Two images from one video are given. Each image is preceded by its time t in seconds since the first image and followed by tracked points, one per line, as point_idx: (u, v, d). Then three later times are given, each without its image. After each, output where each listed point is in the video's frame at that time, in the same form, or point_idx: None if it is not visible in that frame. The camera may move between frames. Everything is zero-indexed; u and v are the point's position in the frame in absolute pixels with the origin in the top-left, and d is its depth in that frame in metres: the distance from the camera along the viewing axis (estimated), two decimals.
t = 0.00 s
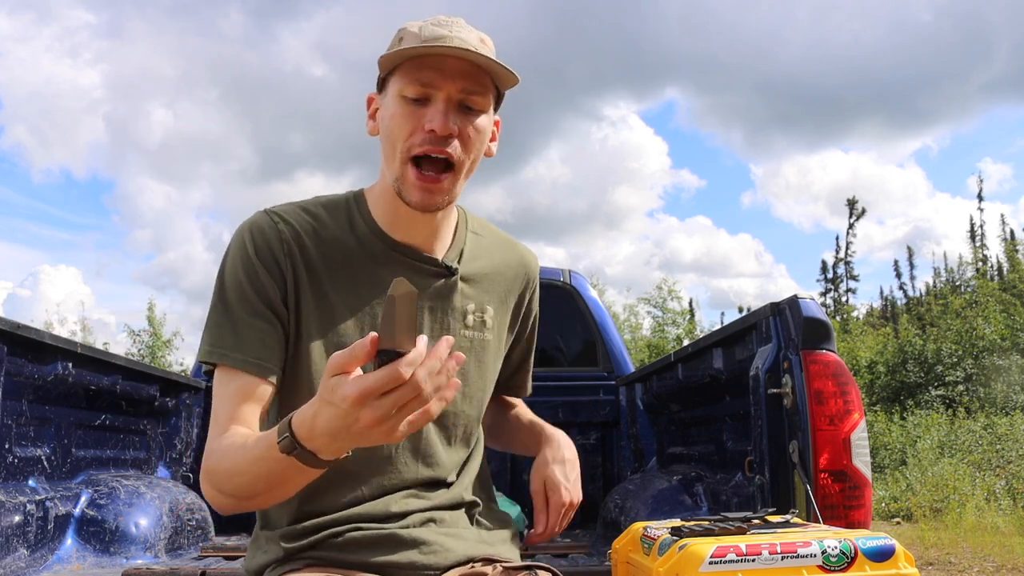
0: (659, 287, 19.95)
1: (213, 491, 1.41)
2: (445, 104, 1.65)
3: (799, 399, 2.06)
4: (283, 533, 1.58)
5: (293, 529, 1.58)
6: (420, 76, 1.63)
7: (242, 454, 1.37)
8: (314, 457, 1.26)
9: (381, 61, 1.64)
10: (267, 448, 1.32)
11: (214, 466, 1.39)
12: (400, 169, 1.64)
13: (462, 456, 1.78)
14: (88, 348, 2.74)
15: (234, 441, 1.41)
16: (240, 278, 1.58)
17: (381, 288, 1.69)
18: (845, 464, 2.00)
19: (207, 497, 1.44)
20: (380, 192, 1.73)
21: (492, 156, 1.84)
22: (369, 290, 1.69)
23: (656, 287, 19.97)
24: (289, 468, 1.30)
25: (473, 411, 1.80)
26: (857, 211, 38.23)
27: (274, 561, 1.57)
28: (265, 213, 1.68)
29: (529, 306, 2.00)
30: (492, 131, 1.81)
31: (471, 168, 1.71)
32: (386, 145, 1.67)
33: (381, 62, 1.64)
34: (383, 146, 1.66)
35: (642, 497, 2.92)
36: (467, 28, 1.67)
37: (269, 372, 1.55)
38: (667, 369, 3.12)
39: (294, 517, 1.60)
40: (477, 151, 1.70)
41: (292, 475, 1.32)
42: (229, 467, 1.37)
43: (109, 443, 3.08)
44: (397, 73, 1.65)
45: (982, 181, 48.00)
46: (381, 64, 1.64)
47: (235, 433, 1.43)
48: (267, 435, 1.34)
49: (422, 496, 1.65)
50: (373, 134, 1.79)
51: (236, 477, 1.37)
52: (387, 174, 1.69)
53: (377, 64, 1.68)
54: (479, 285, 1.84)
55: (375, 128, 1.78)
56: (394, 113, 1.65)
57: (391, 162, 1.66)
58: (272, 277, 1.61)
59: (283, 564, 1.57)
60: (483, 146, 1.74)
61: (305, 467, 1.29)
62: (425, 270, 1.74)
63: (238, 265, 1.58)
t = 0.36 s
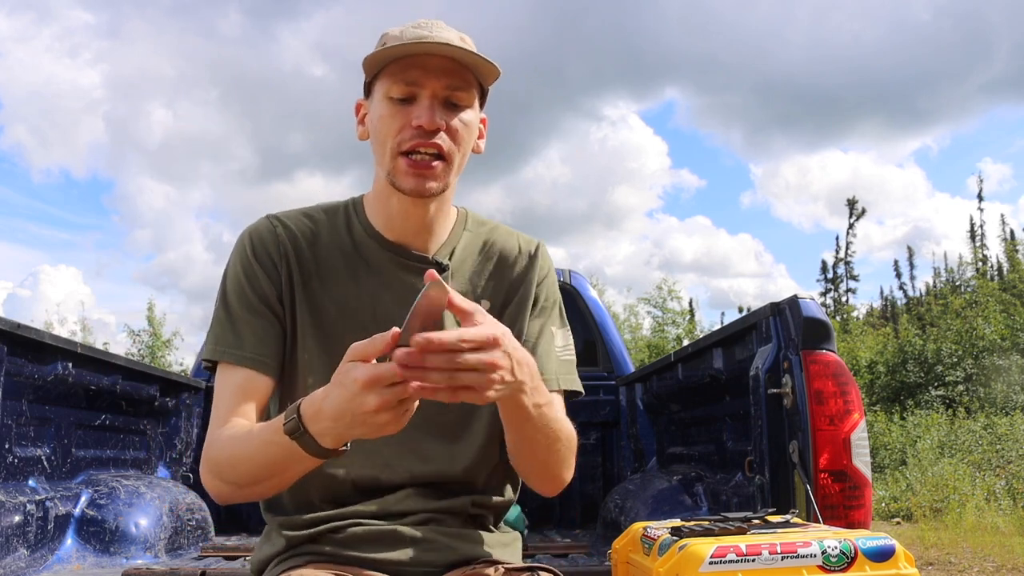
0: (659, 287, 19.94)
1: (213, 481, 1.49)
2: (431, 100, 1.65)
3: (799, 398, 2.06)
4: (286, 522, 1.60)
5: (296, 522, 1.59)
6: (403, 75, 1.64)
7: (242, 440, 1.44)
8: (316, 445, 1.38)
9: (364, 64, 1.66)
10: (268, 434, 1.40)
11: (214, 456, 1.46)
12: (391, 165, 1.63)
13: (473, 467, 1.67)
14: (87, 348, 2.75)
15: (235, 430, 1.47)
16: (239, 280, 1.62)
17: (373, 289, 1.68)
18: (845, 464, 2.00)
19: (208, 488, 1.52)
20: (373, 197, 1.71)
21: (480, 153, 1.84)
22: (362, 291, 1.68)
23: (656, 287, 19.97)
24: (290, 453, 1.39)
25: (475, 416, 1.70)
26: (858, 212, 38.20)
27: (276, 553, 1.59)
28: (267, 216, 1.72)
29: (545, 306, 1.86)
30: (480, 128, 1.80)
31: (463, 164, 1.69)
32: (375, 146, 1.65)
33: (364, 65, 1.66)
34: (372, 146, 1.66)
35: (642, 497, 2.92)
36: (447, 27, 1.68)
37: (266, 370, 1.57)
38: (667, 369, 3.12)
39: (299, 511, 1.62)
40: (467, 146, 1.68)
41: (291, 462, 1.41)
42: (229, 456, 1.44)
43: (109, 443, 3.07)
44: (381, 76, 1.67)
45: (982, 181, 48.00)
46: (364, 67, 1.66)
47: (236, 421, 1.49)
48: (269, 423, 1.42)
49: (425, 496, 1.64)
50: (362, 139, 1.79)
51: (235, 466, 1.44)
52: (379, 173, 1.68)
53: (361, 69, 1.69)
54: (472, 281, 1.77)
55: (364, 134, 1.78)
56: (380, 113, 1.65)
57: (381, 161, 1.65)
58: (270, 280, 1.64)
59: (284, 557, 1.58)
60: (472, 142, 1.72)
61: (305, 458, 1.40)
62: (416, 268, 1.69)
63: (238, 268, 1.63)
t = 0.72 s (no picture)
0: (659, 287, 19.93)
1: (216, 486, 1.50)
2: (431, 97, 1.65)
3: (799, 399, 2.06)
4: (286, 521, 1.60)
5: (295, 522, 1.60)
6: (402, 73, 1.66)
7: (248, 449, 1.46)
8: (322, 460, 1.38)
9: (363, 63, 1.67)
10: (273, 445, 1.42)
11: (218, 462, 1.47)
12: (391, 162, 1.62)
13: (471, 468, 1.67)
14: (87, 348, 2.75)
15: (239, 438, 1.48)
16: (238, 283, 1.62)
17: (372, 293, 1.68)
18: (845, 464, 2.00)
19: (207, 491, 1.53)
20: (374, 198, 1.71)
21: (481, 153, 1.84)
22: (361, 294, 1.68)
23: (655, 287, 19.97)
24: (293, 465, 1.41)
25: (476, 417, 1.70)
26: (857, 212, 38.21)
27: (275, 553, 1.59)
28: (268, 220, 1.72)
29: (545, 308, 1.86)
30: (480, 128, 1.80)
31: (463, 162, 1.69)
32: (375, 146, 1.65)
33: (364, 64, 1.66)
34: (372, 144, 1.66)
35: (642, 497, 2.92)
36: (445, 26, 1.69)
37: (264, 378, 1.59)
38: (667, 369, 3.12)
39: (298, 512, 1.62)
40: (468, 143, 1.68)
41: (294, 474, 1.42)
42: (234, 463, 1.46)
43: (109, 443, 3.07)
44: (380, 75, 1.68)
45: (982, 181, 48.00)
46: (364, 66, 1.66)
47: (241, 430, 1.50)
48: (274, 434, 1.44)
49: (424, 497, 1.64)
50: (362, 140, 1.79)
51: (240, 474, 1.45)
52: (378, 173, 1.68)
53: (361, 69, 1.70)
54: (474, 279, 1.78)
55: (364, 135, 1.78)
56: (380, 111, 1.65)
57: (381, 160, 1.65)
58: (269, 283, 1.65)
59: (283, 557, 1.58)
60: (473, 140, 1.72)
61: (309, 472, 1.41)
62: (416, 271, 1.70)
63: (238, 271, 1.63)
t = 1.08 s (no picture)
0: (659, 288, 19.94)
1: (200, 473, 1.49)
2: (421, 90, 1.65)
3: (799, 399, 2.06)
4: (288, 522, 1.60)
5: (298, 522, 1.59)
6: (392, 69, 1.66)
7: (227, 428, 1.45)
8: (278, 422, 1.35)
9: (353, 61, 1.67)
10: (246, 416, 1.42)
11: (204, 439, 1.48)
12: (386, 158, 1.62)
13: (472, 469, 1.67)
14: (87, 348, 2.75)
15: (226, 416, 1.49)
16: (240, 278, 1.61)
17: (373, 287, 1.68)
18: (845, 464, 2.00)
19: (196, 484, 1.53)
20: (374, 194, 1.71)
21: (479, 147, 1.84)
22: (362, 289, 1.68)
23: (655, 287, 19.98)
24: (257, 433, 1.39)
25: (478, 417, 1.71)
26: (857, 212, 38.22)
27: (278, 553, 1.59)
28: (269, 215, 1.72)
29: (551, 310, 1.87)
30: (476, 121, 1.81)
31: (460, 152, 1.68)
32: (370, 141, 1.66)
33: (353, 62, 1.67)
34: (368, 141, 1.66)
35: (642, 497, 2.92)
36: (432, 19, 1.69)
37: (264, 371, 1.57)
38: (667, 369, 3.12)
39: (300, 512, 1.62)
40: (462, 133, 1.67)
41: (259, 446, 1.39)
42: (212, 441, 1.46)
43: (109, 443, 3.07)
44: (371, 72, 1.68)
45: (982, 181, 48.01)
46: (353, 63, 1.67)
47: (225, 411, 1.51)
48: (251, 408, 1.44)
49: (427, 497, 1.64)
50: (360, 140, 1.79)
51: (216, 451, 1.45)
52: (376, 169, 1.68)
53: (352, 68, 1.71)
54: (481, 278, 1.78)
55: (362, 135, 1.79)
56: (373, 108, 1.66)
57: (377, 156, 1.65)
58: (272, 279, 1.64)
59: (286, 558, 1.58)
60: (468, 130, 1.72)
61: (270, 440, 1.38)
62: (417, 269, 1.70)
63: (240, 267, 1.62)
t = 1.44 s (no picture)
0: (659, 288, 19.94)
1: (208, 471, 1.49)
2: (420, 103, 1.65)
3: (799, 399, 2.06)
4: (287, 522, 1.60)
5: (296, 523, 1.60)
6: (391, 80, 1.65)
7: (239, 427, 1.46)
8: (294, 416, 1.36)
9: (352, 72, 1.66)
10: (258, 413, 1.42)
11: (212, 441, 1.48)
12: (386, 167, 1.63)
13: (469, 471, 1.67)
14: (87, 348, 2.75)
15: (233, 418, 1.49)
16: (240, 282, 1.62)
17: (371, 289, 1.68)
18: (845, 464, 2.00)
19: (203, 484, 1.52)
20: (372, 200, 1.71)
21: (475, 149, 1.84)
22: (361, 292, 1.68)
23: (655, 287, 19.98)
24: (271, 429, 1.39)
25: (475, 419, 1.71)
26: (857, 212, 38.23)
27: (277, 553, 1.59)
28: (269, 219, 1.73)
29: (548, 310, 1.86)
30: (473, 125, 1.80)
31: (458, 162, 1.69)
32: (368, 150, 1.65)
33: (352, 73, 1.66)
34: (366, 151, 1.66)
35: (642, 497, 2.92)
36: (432, 29, 1.68)
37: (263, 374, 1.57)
38: (667, 369, 3.12)
39: (299, 513, 1.62)
40: (461, 144, 1.68)
41: (273, 442, 1.40)
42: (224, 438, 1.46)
43: (109, 443, 3.07)
44: (369, 81, 1.67)
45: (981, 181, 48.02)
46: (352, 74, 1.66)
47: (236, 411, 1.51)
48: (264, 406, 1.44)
49: (426, 497, 1.64)
50: (356, 145, 1.79)
51: (227, 450, 1.44)
52: (373, 176, 1.69)
53: (350, 75, 1.69)
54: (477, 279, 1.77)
55: (358, 140, 1.79)
56: (371, 118, 1.65)
57: (375, 164, 1.65)
58: (272, 283, 1.65)
59: (285, 558, 1.58)
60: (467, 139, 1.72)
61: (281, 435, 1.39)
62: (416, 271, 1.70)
63: (240, 271, 1.63)
